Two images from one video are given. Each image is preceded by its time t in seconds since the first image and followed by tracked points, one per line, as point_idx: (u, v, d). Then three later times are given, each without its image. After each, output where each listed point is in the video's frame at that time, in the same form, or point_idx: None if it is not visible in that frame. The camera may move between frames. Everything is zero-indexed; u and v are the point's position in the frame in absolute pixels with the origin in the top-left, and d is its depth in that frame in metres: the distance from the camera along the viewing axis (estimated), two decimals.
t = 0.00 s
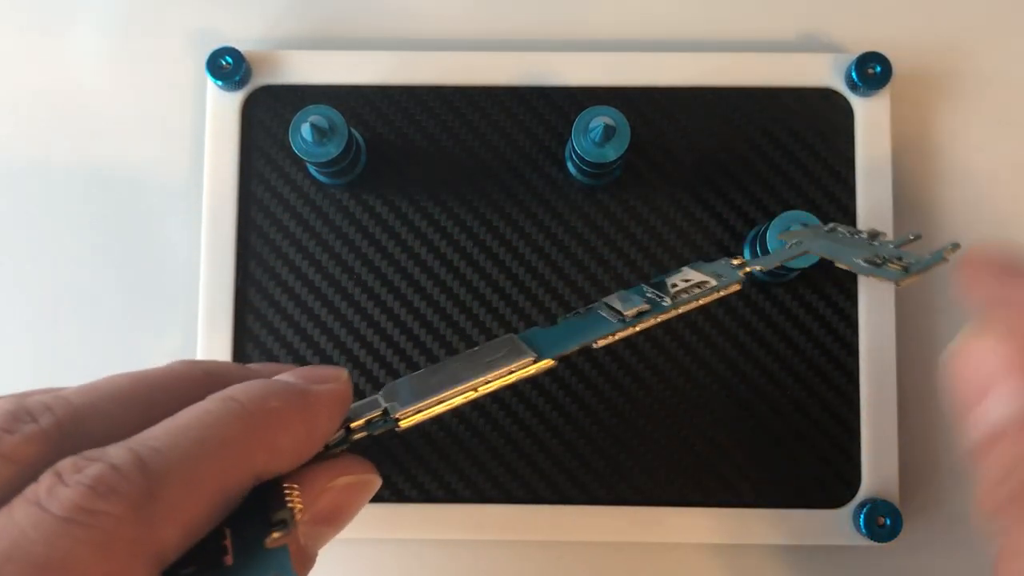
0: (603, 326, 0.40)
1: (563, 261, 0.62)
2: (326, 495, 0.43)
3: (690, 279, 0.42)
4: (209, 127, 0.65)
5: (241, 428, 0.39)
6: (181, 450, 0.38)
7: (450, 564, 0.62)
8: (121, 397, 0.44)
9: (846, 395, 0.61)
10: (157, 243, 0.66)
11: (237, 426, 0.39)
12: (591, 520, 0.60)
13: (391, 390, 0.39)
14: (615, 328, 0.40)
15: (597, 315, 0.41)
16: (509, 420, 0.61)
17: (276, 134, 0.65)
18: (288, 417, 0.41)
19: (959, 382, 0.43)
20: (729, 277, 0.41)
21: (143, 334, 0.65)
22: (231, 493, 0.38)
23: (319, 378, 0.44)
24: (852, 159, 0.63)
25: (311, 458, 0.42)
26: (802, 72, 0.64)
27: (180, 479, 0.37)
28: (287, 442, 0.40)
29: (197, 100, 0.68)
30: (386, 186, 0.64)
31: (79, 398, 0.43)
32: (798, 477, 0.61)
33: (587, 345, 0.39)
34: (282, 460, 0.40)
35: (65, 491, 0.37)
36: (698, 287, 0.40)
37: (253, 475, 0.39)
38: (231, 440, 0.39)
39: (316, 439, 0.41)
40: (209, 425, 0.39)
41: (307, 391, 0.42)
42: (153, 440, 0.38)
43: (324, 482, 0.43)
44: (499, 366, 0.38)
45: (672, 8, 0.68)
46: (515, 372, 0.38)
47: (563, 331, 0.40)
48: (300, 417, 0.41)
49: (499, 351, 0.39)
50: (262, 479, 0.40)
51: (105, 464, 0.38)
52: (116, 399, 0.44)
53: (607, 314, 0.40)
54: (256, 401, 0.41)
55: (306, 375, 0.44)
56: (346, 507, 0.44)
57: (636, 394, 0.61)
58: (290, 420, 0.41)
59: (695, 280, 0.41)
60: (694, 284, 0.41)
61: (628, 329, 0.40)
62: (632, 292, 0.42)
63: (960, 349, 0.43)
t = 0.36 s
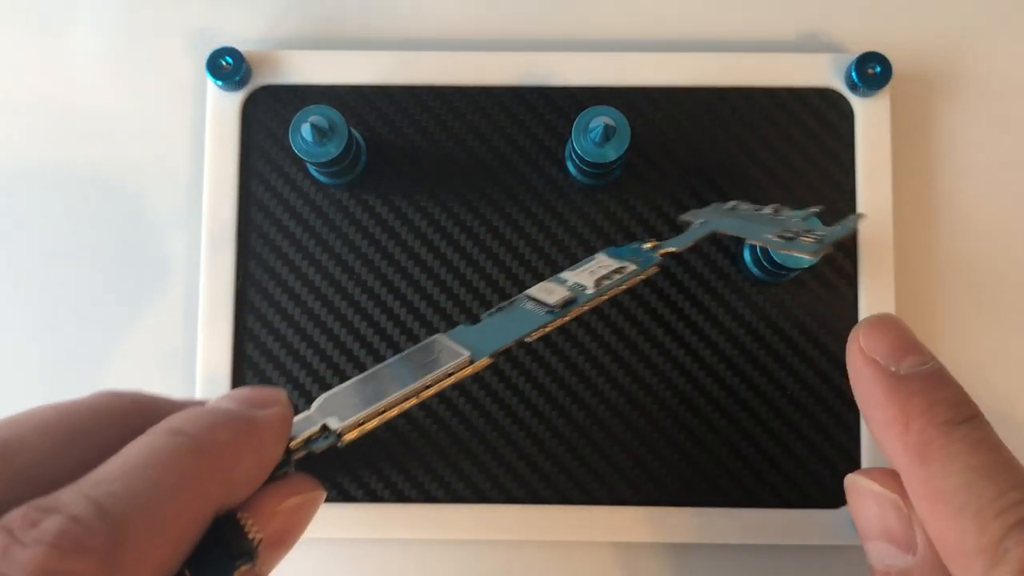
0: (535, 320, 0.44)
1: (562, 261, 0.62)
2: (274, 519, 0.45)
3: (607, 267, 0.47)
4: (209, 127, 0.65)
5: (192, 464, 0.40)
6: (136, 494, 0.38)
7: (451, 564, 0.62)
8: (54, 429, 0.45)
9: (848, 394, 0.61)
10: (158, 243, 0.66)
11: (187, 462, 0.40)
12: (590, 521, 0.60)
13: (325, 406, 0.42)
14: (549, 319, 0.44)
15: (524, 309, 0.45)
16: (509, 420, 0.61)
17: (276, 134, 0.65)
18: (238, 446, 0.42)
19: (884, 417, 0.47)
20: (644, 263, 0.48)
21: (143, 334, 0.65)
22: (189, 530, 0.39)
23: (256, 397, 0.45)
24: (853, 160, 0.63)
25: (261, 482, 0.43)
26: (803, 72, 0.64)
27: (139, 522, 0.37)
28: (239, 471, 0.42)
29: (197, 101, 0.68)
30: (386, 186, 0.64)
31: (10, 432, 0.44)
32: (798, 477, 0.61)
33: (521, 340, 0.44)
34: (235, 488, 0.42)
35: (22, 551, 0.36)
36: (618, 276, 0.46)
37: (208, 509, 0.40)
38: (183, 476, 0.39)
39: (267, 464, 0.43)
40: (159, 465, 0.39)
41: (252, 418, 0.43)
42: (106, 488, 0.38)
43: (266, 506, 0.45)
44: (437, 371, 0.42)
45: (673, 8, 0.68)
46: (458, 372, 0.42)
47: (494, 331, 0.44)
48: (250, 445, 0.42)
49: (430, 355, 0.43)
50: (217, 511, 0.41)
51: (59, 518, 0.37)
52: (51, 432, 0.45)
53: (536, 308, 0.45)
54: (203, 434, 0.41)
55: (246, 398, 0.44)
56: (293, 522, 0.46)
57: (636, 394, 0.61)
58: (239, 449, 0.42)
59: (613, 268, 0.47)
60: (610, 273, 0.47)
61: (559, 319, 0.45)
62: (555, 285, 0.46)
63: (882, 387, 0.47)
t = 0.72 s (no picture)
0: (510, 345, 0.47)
1: (562, 261, 0.62)
2: (284, 551, 0.43)
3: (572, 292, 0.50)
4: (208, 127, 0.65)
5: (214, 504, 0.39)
6: (164, 537, 0.36)
7: (451, 566, 0.62)
8: (51, 465, 0.41)
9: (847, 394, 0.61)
10: (157, 244, 0.66)
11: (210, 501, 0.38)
12: (591, 521, 0.60)
13: (315, 434, 0.42)
14: (523, 343, 0.47)
15: (496, 334, 0.48)
16: (510, 420, 0.61)
17: (276, 134, 0.65)
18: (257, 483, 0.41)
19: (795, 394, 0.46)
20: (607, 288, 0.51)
21: (144, 335, 0.65)
22: (215, 573, 0.38)
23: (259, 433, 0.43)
24: (852, 160, 0.63)
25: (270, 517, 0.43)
26: (803, 72, 0.64)
27: (172, 570, 0.35)
28: (256, 508, 0.40)
29: (197, 101, 0.67)
30: (387, 186, 0.64)
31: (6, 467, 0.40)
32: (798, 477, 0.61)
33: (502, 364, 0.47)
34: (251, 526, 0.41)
35: None
36: (585, 300, 0.49)
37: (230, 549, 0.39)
38: (208, 517, 0.38)
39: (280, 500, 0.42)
40: (183, 505, 0.37)
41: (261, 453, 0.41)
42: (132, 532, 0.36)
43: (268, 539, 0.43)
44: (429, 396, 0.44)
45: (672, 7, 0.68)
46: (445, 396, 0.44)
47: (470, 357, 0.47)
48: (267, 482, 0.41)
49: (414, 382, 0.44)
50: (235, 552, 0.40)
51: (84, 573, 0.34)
52: (46, 469, 0.41)
53: (508, 333, 0.48)
54: (220, 469, 0.40)
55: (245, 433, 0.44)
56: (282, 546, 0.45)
57: (636, 394, 0.61)
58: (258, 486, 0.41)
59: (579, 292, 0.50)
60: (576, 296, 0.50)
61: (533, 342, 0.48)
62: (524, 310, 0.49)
63: (796, 364, 0.46)
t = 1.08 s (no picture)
0: (502, 347, 0.44)
1: (562, 261, 0.63)
2: (264, 555, 0.43)
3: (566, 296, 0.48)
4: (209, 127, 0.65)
5: (187, 500, 0.38)
6: (134, 530, 0.36)
7: (451, 565, 0.62)
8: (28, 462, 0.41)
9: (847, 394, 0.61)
10: (157, 244, 0.66)
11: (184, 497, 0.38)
12: (590, 521, 0.60)
13: (301, 439, 0.40)
14: (515, 345, 0.44)
15: (490, 339, 0.46)
16: (510, 420, 0.61)
17: (276, 134, 0.65)
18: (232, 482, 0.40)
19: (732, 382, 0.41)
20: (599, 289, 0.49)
21: (143, 334, 0.65)
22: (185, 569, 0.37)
23: (240, 433, 0.43)
24: (852, 160, 0.63)
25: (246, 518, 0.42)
26: (802, 72, 0.64)
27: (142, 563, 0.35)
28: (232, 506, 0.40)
29: (197, 101, 0.68)
30: (387, 186, 0.64)
31: None
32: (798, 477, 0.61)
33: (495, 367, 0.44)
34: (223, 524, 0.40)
35: None
36: (576, 302, 0.47)
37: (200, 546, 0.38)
38: (180, 511, 0.38)
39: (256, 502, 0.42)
40: (156, 500, 0.37)
41: (240, 450, 0.41)
42: (103, 524, 0.35)
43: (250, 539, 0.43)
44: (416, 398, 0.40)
45: (672, 8, 0.68)
46: (434, 403, 0.41)
47: (462, 360, 0.44)
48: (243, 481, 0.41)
49: (404, 386, 0.42)
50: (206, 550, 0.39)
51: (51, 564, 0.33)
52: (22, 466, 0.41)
53: (501, 337, 0.45)
54: (196, 466, 0.40)
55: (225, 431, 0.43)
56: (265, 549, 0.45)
57: (635, 394, 0.61)
58: (234, 484, 0.40)
59: (572, 296, 0.48)
60: (570, 300, 0.47)
61: (527, 344, 0.45)
62: (516, 316, 0.47)
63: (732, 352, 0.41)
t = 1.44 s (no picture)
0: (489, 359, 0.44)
1: (562, 261, 0.63)
2: (248, 565, 0.43)
3: (556, 306, 0.48)
4: (209, 127, 0.65)
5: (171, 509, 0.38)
6: (115, 537, 0.36)
7: (452, 564, 0.62)
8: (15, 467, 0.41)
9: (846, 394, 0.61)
10: (157, 242, 0.66)
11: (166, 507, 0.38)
12: (590, 521, 0.60)
13: (289, 449, 0.38)
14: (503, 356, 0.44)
15: (476, 349, 0.46)
16: (510, 420, 0.61)
17: (276, 134, 0.65)
18: (217, 492, 0.40)
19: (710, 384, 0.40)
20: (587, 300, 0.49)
21: (143, 335, 0.65)
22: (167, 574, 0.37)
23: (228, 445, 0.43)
24: (852, 160, 0.64)
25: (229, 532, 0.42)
26: (802, 72, 0.64)
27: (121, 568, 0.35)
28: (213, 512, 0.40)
29: (197, 101, 0.68)
30: (387, 186, 0.64)
31: None
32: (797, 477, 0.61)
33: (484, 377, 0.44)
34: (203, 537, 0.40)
35: None
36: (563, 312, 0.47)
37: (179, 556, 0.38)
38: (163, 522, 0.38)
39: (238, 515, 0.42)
40: (139, 506, 0.37)
41: (222, 458, 0.41)
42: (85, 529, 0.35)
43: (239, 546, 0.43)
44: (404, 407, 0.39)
45: (673, 8, 0.68)
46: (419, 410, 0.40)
47: (450, 366, 0.44)
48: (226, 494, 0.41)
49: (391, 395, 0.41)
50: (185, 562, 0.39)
51: None
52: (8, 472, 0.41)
53: (487, 345, 0.45)
54: (178, 472, 0.40)
55: (210, 439, 0.43)
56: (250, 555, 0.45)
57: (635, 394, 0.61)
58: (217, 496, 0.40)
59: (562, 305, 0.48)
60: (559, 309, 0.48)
61: (513, 354, 0.45)
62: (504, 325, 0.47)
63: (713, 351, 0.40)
